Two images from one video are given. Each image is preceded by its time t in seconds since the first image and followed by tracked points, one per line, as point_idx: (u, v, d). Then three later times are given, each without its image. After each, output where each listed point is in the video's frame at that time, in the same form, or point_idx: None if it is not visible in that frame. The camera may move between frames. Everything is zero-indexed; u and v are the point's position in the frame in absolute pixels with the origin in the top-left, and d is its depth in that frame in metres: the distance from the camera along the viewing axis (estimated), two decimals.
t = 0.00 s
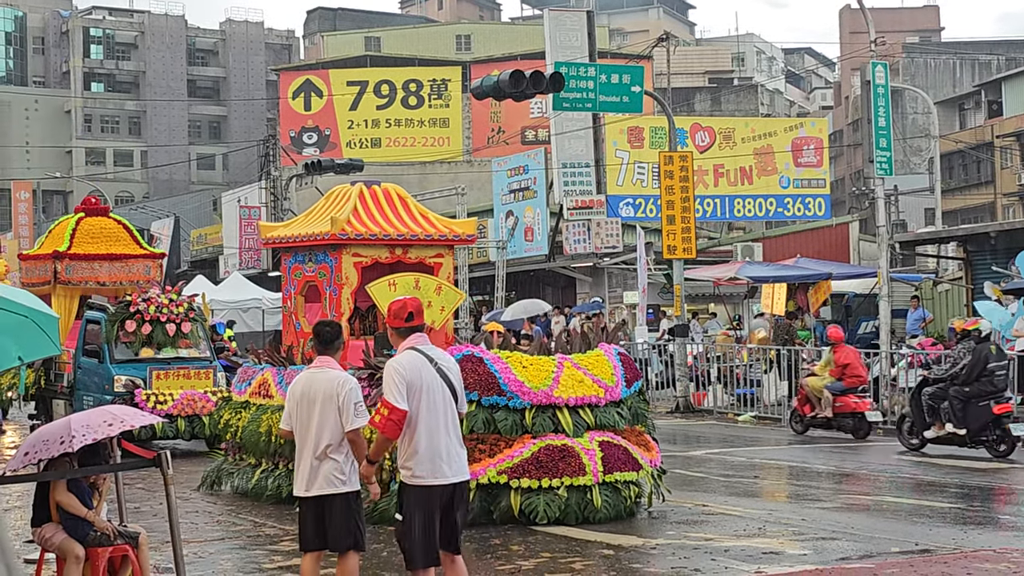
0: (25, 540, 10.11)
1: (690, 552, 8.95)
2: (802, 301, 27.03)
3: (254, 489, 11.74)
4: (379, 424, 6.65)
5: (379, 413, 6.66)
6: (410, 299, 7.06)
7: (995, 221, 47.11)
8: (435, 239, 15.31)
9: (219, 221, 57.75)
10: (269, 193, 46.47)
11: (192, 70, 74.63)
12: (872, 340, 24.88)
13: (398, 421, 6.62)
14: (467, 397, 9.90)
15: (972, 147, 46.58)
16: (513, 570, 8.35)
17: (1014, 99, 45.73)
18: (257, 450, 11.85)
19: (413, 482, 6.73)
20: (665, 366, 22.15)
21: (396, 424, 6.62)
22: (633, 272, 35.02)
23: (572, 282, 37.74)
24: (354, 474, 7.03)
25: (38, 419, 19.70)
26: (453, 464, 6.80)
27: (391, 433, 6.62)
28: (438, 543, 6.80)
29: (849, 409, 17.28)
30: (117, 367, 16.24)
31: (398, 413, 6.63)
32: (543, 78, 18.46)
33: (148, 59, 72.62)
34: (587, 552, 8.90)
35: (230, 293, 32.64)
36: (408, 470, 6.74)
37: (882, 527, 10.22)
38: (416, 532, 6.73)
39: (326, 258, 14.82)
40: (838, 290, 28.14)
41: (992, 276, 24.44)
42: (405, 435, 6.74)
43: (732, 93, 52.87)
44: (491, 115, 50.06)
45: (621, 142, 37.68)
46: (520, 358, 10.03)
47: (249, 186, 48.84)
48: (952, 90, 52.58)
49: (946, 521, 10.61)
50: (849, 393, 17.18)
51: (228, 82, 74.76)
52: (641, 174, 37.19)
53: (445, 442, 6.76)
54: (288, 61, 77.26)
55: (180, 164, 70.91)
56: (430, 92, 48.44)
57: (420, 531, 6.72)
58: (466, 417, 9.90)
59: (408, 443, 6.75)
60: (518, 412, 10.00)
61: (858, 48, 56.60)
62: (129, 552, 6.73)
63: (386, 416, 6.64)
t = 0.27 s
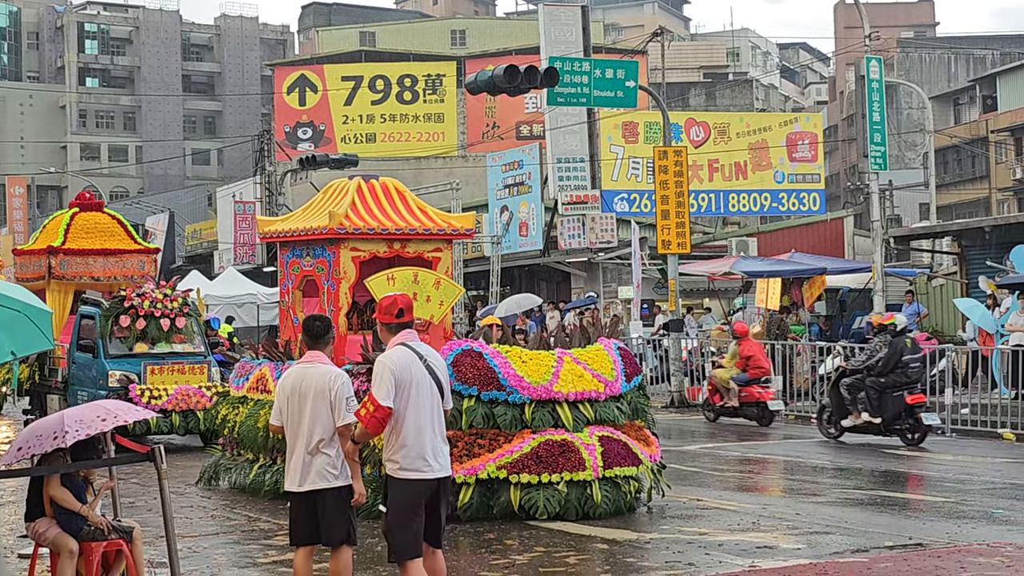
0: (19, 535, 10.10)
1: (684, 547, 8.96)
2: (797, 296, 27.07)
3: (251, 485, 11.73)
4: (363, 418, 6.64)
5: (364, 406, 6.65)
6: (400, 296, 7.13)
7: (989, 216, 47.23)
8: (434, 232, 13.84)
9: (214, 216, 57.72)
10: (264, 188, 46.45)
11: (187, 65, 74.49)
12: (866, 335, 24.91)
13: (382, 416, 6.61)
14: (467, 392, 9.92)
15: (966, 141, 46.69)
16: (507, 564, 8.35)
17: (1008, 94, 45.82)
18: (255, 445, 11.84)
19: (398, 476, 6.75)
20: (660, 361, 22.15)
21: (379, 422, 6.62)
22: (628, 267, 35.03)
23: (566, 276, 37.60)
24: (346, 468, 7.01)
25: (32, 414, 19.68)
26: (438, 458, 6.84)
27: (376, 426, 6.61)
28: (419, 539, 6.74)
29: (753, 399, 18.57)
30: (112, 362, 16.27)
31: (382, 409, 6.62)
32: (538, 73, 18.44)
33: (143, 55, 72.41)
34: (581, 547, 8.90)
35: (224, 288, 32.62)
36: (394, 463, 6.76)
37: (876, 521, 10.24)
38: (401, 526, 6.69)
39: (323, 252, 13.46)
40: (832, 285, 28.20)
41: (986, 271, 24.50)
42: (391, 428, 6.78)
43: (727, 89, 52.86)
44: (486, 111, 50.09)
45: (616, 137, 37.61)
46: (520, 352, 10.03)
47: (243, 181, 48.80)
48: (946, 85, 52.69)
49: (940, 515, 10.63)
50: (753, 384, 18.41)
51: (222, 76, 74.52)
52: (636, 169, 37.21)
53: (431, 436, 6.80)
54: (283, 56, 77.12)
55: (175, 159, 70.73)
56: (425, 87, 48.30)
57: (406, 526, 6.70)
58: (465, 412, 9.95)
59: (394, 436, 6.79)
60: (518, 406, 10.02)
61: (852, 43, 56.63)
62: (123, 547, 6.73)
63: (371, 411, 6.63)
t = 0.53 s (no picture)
0: None
1: (668, 545, 8.95)
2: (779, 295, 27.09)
3: (238, 486, 11.65)
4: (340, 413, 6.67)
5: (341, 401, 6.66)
6: (382, 294, 7.14)
7: (970, 215, 47.49)
8: (421, 231, 13.73)
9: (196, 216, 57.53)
10: (246, 188, 46.36)
11: (169, 65, 74.28)
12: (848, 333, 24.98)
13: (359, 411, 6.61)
14: (455, 391, 9.85)
15: (948, 140, 46.91)
16: (491, 564, 8.34)
17: (989, 93, 46.06)
18: (242, 445, 11.73)
19: (380, 471, 6.79)
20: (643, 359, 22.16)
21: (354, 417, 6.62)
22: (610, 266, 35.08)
23: (549, 275, 37.58)
24: (328, 468, 6.98)
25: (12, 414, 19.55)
26: (419, 453, 6.85)
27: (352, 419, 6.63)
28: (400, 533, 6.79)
29: (654, 392, 20.03)
30: (94, 362, 16.14)
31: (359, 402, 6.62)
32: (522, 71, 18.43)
33: (125, 54, 72.04)
34: (565, 546, 8.88)
35: (207, 288, 32.50)
36: (375, 457, 6.79)
37: (858, 519, 10.26)
38: (382, 520, 6.73)
39: (311, 251, 13.26)
40: (814, 283, 28.31)
41: (969, 269, 24.64)
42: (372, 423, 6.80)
43: (709, 87, 52.95)
44: (468, 110, 50.07)
45: (598, 136, 37.62)
46: (508, 352, 9.96)
47: (225, 180, 48.64)
48: (928, 84, 52.97)
49: (922, 512, 10.67)
50: (654, 379, 19.82)
51: (204, 76, 74.26)
52: (618, 168, 37.26)
53: (410, 431, 6.81)
54: (266, 56, 76.80)
55: (157, 159, 70.31)
56: (407, 86, 48.01)
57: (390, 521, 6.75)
58: (453, 412, 9.89)
59: (376, 433, 6.82)
60: (507, 406, 9.97)
61: (835, 42, 56.85)
62: (106, 548, 6.66)
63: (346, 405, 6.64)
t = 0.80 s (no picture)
0: None
1: (651, 550, 8.92)
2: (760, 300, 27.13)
3: (225, 492, 11.56)
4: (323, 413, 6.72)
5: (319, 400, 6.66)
6: (361, 300, 7.18)
7: (950, 219, 47.76)
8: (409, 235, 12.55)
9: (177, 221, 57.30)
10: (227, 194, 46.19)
11: (149, 70, 73.73)
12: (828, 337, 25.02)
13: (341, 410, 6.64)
14: (444, 397, 9.68)
15: (927, 145, 47.17)
16: (474, 569, 8.29)
17: (968, 98, 46.29)
18: (229, 452, 11.61)
19: (365, 472, 6.83)
20: (625, 364, 22.16)
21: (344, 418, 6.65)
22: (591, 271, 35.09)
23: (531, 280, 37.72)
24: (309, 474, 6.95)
25: None
26: (403, 453, 6.93)
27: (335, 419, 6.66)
28: (386, 533, 6.86)
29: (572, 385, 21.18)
30: (74, 368, 16.05)
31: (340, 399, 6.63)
32: (502, 78, 18.37)
33: (104, 59, 71.64)
34: (547, 551, 8.83)
35: (188, 294, 32.33)
36: (361, 458, 6.83)
37: (841, 523, 10.26)
38: (370, 522, 6.78)
39: (296, 256, 12.33)
40: (795, 288, 28.40)
41: (948, 274, 24.72)
42: (358, 423, 6.84)
43: (690, 92, 53.11)
44: (449, 115, 50.01)
45: (579, 142, 37.53)
46: (497, 357, 9.86)
47: (205, 186, 48.46)
48: (907, 89, 53.26)
49: (905, 517, 10.67)
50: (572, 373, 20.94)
51: (184, 82, 73.93)
52: (599, 174, 37.27)
53: (396, 431, 6.89)
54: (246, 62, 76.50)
55: (137, 164, 70.38)
56: (388, 92, 47.99)
57: (375, 521, 6.81)
58: (441, 417, 9.70)
59: (360, 435, 6.86)
60: (495, 412, 9.81)
61: (815, 47, 57.11)
62: (88, 555, 6.60)
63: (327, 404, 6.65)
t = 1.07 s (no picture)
0: None
1: (643, 557, 8.90)
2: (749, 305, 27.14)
3: (220, 500, 11.44)
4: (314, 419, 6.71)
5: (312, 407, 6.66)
6: (351, 308, 7.17)
7: (938, 223, 47.90)
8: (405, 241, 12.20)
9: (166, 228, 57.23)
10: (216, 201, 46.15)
11: (137, 78, 73.66)
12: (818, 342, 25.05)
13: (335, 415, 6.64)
14: (440, 404, 9.54)
15: (915, 150, 47.31)
16: None
17: (956, 103, 46.45)
18: (224, 461, 11.53)
19: (359, 479, 6.82)
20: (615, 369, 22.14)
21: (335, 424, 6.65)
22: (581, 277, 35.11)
23: (520, 286, 37.51)
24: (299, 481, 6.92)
25: None
26: (395, 459, 6.93)
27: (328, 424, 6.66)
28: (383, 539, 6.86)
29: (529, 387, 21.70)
30: (63, 376, 15.96)
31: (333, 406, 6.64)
32: (491, 82, 18.43)
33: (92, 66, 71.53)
34: (538, 558, 8.81)
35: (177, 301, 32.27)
36: (355, 466, 6.81)
37: (832, 529, 10.26)
38: (366, 528, 6.78)
39: (291, 263, 11.98)
40: (784, 293, 28.44)
41: (937, 278, 24.78)
42: (351, 431, 6.82)
43: (678, 98, 53.23)
44: (438, 122, 50.02)
45: (568, 147, 37.58)
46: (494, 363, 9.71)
47: (194, 193, 48.40)
48: (895, 94, 53.42)
49: (895, 522, 10.68)
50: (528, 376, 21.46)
51: (172, 88, 73.70)
52: (588, 179, 37.29)
53: (388, 437, 6.88)
54: (234, 68, 76.33)
55: (125, 171, 69.99)
56: (377, 98, 47.80)
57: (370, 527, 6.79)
58: (438, 424, 9.55)
59: (352, 441, 6.85)
60: (493, 418, 9.67)
61: (803, 52, 57.30)
62: (78, 564, 6.56)
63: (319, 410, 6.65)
